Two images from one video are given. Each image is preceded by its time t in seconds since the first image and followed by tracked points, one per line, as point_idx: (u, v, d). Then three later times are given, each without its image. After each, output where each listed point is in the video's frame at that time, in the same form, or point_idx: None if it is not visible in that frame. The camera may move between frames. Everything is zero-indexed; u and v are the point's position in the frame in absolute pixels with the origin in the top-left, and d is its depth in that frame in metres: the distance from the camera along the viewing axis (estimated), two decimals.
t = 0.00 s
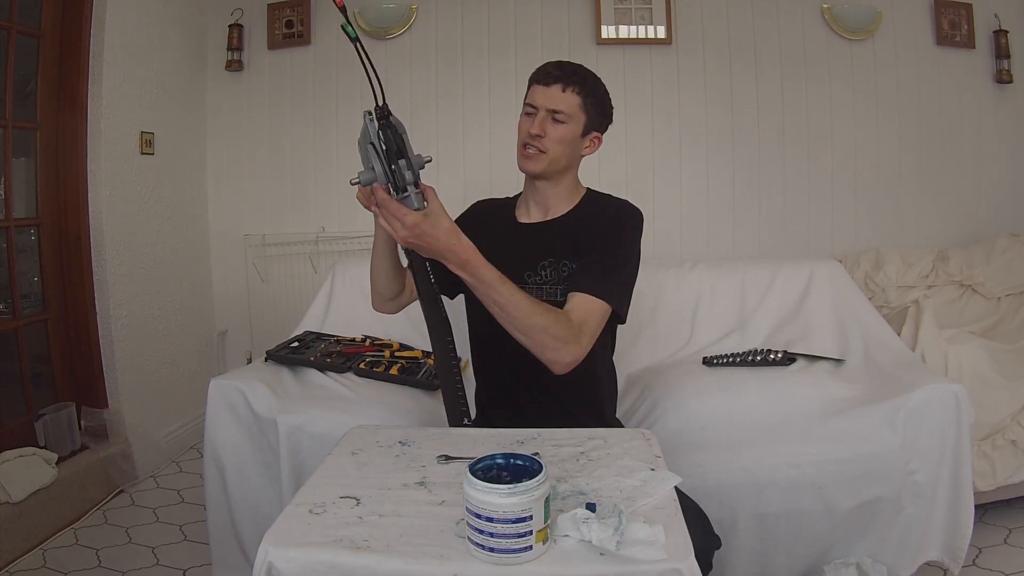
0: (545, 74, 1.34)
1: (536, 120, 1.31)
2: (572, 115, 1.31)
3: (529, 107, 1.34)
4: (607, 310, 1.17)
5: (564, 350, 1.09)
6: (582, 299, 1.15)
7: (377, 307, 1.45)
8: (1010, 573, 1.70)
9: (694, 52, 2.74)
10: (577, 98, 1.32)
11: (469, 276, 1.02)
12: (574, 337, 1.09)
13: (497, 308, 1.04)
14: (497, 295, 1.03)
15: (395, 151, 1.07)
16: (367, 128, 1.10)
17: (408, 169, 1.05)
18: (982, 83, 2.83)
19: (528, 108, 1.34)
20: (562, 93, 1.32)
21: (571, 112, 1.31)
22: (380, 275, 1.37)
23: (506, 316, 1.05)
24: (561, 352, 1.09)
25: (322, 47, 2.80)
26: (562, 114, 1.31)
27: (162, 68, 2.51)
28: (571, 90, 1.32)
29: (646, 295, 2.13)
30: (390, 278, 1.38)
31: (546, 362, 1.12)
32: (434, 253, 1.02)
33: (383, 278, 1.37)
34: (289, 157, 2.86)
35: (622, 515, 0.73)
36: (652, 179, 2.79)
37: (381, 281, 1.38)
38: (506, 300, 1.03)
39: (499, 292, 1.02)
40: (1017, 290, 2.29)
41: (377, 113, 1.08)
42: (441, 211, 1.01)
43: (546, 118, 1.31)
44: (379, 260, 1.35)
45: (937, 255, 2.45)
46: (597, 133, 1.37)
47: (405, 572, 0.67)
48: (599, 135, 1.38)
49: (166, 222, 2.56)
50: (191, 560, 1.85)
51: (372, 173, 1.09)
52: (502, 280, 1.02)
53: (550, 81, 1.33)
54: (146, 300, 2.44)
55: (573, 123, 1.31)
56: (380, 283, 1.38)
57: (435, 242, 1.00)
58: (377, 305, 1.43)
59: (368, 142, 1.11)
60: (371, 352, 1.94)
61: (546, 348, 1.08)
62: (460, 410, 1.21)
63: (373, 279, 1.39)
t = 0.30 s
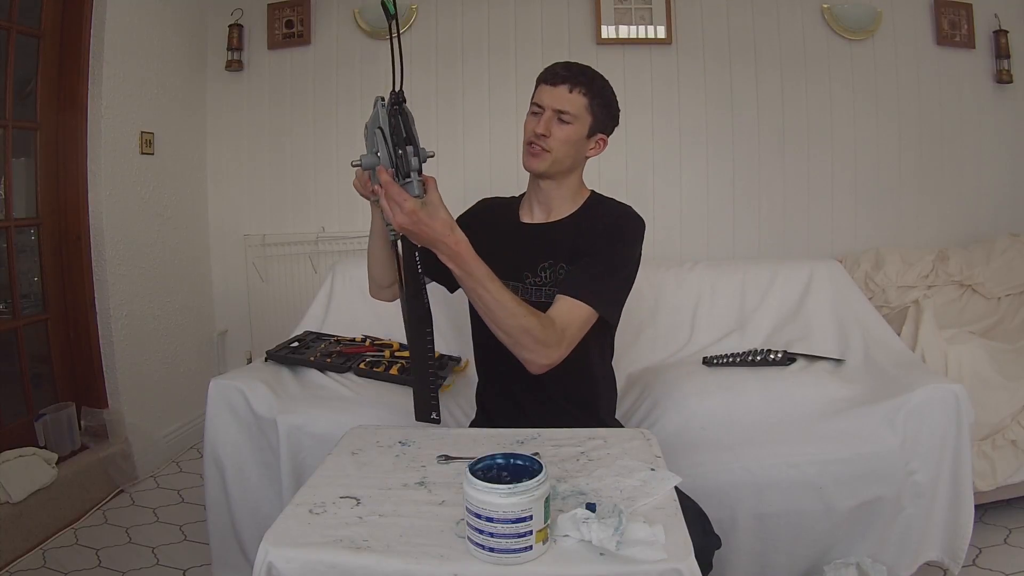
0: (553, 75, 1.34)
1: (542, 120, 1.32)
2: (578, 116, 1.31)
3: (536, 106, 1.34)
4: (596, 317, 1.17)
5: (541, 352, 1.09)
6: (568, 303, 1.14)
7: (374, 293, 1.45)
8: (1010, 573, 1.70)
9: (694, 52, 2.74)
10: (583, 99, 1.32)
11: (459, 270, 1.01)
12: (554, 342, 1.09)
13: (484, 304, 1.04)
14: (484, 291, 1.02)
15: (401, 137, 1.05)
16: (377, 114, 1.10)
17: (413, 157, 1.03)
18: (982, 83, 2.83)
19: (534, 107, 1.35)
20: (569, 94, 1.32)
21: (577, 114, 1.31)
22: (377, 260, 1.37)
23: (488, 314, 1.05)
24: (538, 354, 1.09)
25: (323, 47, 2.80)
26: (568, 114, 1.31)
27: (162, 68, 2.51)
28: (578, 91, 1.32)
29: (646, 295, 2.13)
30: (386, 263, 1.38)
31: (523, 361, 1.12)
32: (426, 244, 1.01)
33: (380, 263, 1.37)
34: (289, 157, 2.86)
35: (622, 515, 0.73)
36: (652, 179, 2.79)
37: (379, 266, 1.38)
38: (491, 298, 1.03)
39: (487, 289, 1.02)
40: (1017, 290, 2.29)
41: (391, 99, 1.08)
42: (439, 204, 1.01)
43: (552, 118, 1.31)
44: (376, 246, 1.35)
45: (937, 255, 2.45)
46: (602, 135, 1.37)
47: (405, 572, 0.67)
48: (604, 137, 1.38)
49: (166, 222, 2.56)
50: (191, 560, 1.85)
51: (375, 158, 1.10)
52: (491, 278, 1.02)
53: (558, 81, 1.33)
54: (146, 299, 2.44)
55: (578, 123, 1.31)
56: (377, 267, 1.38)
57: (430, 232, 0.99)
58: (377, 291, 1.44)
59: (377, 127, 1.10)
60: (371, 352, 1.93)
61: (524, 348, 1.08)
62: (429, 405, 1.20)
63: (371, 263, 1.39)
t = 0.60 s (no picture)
0: (557, 75, 1.34)
1: (544, 120, 1.32)
2: (580, 117, 1.31)
3: (539, 107, 1.34)
4: (592, 318, 1.18)
5: (534, 350, 1.08)
6: (564, 302, 1.14)
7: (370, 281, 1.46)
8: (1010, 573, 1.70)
9: (695, 52, 2.74)
10: (586, 100, 1.32)
11: (451, 266, 1.02)
12: (546, 339, 1.09)
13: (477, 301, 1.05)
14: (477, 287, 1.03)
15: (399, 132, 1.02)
16: (375, 104, 1.06)
17: (410, 154, 1.00)
18: (982, 83, 2.83)
19: (537, 107, 1.35)
20: (571, 94, 1.32)
21: (579, 114, 1.31)
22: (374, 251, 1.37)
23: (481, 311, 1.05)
24: (530, 352, 1.09)
25: (323, 47, 2.80)
26: (570, 115, 1.31)
27: (161, 68, 2.51)
28: (580, 92, 1.32)
29: (646, 295, 2.13)
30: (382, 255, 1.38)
31: (516, 359, 1.12)
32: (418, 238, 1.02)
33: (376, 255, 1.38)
34: (289, 157, 2.86)
35: (622, 515, 0.73)
36: (652, 179, 2.79)
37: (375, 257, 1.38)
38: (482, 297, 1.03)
39: (479, 286, 1.03)
40: (1017, 291, 2.30)
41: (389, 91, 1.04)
42: (434, 199, 1.02)
43: (554, 118, 1.31)
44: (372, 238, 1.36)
45: (937, 255, 2.45)
46: (605, 136, 1.37)
47: (405, 573, 0.67)
48: (607, 138, 1.37)
49: (166, 222, 2.56)
50: (191, 560, 1.85)
51: (373, 149, 1.06)
52: (483, 276, 1.03)
53: (560, 82, 1.33)
54: (146, 299, 2.44)
55: (580, 124, 1.31)
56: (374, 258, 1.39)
57: (423, 227, 1.00)
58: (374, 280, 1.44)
59: (375, 118, 1.07)
60: (371, 352, 1.93)
61: (516, 346, 1.08)
62: (421, 397, 1.16)
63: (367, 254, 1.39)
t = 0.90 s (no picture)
0: (558, 75, 1.34)
1: (545, 120, 1.32)
2: (580, 117, 1.31)
3: (540, 106, 1.34)
4: (593, 317, 1.18)
5: (535, 349, 1.09)
6: (564, 301, 1.14)
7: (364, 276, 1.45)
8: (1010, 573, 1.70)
9: (695, 52, 2.74)
10: (586, 100, 1.32)
11: (456, 261, 1.02)
12: (547, 339, 1.09)
13: (480, 299, 1.05)
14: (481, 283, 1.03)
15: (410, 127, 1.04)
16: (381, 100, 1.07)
17: (422, 147, 1.03)
18: (982, 83, 2.83)
19: (537, 107, 1.35)
20: (572, 94, 1.32)
21: (580, 114, 1.31)
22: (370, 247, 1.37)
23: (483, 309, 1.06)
24: (530, 351, 1.09)
25: (323, 47, 2.80)
26: (571, 115, 1.31)
27: (161, 68, 2.51)
28: (581, 92, 1.32)
29: (646, 295, 2.13)
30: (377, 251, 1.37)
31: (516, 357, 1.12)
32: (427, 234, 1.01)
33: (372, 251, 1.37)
34: (289, 157, 2.86)
35: (622, 515, 0.73)
36: (652, 179, 2.79)
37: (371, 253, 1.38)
38: (485, 292, 1.03)
39: (484, 283, 1.03)
40: (1017, 290, 2.29)
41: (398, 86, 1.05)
42: (443, 194, 1.01)
43: (556, 118, 1.31)
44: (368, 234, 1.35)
45: (937, 255, 2.45)
46: (605, 136, 1.37)
47: (405, 573, 0.67)
48: (607, 138, 1.37)
49: (166, 222, 2.56)
50: (191, 560, 1.85)
51: (378, 144, 1.09)
52: (488, 271, 1.03)
53: (561, 81, 1.33)
54: (146, 299, 2.44)
55: (581, 124, 1.31)
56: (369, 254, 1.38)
57: (432, 221, 0.99)
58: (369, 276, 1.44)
59: (382, 114, 1.07)
60: (371, 352, 1.93)
61: (517, 345, 1.08)
62: (421, 396, 1.16)
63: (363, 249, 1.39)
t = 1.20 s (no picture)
0: (547, 75, 1.35)
1: (536, 119, 1.32)
2: (570, 113, 1.31)
3: (531, 108, 1.34)
4: (603, 317, 1.18)
5: (553, 350, 1.09)
6: (574, 301, 1.15)
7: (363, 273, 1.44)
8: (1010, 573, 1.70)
9: (695, 52, 2.74)
10: (575, 97, 1.32)
11: (477, 260, 1.03)
12: (563, 339, 1.09)
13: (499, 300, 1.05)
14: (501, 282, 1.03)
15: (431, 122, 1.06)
16: (393, 97, 1.06)
17: (446, 148, 1.03)
18: (982, 83, 2.83)
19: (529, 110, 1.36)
20: (561, 93, 1.32)
21: (569, 111, 1.31)
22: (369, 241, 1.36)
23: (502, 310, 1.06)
24: (547, 351, 1.09)
25: (323, 47, 2.80)
26: (561, 112, 1.31)
27: (162, 68, 2.51)
28: (569, 90, 1.32)
29: (646, 295, 2.13)
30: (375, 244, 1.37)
31: (532, 358, 1.12)
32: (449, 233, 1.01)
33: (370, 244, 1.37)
34: (289, 157, 2.86)
35: (622, 515, 0.73)
36: (652, 179, 2.79)
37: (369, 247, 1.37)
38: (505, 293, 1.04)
39: (504, 283, 1.03)
40: (1017, 290, 2.29)
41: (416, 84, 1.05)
42: (466, 193, 1.01)
43: (546, 117, 1.32)
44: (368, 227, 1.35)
45: (937, 255, 2.45)
46: (601, 132, 1.35)
47: (405, 573, 0.67)
48: (604, 133, 1.36)
49: (166, 222, 2.56)
50: (191, 560, 1.85)
51: (389, 142, 1.08)
52: (508, 272, 1.04)
53: (550, 82, 1.34)
54: (146, 299, 2.44)
55: (572, 120, 1.31)
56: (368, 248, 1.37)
57: (456, 221, 0.99)
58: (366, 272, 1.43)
59: (395, 111, 1.06)
60: (371, 352, 1.93)
61: (535, 345, 1.08)
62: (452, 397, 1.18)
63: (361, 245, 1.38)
